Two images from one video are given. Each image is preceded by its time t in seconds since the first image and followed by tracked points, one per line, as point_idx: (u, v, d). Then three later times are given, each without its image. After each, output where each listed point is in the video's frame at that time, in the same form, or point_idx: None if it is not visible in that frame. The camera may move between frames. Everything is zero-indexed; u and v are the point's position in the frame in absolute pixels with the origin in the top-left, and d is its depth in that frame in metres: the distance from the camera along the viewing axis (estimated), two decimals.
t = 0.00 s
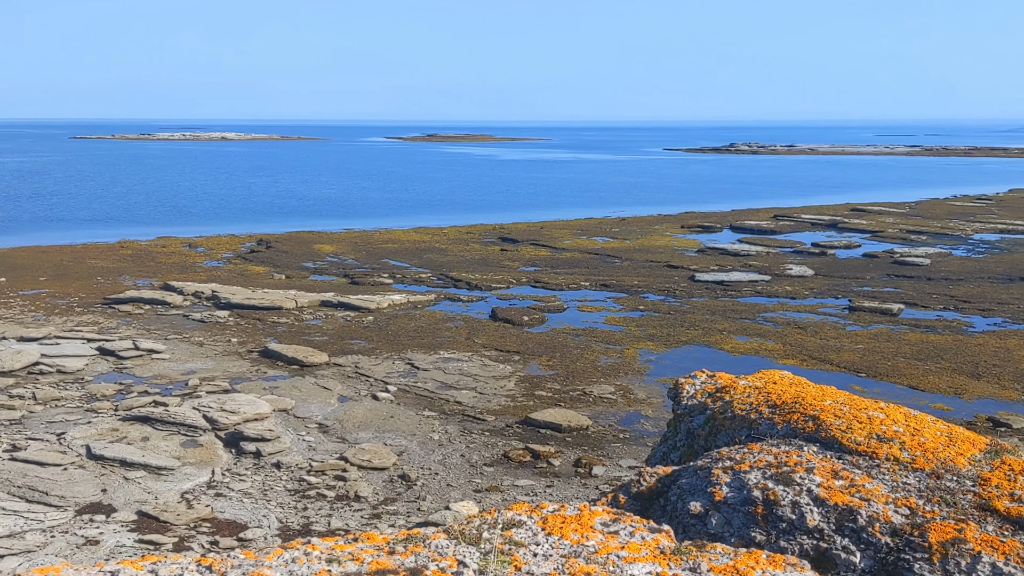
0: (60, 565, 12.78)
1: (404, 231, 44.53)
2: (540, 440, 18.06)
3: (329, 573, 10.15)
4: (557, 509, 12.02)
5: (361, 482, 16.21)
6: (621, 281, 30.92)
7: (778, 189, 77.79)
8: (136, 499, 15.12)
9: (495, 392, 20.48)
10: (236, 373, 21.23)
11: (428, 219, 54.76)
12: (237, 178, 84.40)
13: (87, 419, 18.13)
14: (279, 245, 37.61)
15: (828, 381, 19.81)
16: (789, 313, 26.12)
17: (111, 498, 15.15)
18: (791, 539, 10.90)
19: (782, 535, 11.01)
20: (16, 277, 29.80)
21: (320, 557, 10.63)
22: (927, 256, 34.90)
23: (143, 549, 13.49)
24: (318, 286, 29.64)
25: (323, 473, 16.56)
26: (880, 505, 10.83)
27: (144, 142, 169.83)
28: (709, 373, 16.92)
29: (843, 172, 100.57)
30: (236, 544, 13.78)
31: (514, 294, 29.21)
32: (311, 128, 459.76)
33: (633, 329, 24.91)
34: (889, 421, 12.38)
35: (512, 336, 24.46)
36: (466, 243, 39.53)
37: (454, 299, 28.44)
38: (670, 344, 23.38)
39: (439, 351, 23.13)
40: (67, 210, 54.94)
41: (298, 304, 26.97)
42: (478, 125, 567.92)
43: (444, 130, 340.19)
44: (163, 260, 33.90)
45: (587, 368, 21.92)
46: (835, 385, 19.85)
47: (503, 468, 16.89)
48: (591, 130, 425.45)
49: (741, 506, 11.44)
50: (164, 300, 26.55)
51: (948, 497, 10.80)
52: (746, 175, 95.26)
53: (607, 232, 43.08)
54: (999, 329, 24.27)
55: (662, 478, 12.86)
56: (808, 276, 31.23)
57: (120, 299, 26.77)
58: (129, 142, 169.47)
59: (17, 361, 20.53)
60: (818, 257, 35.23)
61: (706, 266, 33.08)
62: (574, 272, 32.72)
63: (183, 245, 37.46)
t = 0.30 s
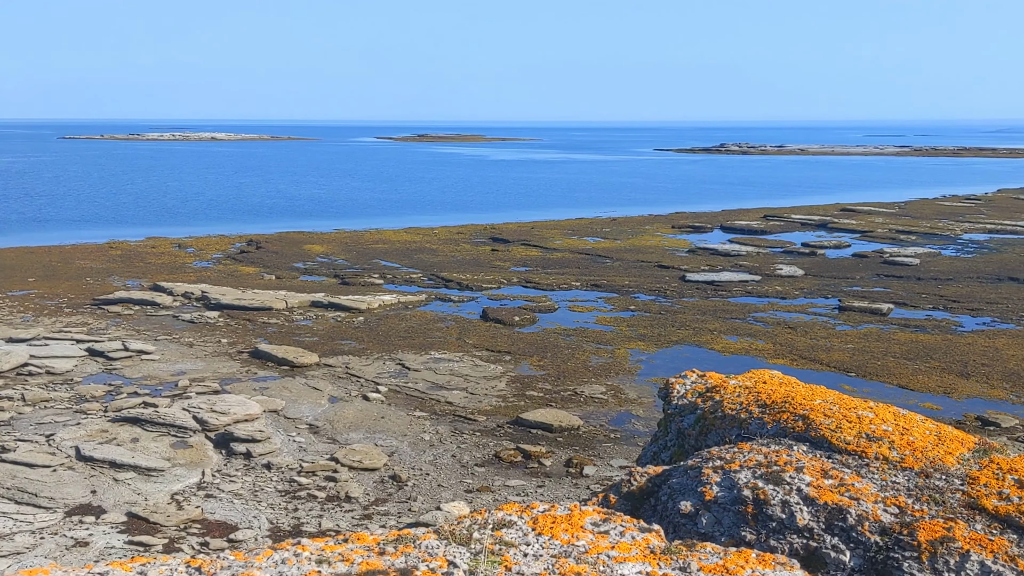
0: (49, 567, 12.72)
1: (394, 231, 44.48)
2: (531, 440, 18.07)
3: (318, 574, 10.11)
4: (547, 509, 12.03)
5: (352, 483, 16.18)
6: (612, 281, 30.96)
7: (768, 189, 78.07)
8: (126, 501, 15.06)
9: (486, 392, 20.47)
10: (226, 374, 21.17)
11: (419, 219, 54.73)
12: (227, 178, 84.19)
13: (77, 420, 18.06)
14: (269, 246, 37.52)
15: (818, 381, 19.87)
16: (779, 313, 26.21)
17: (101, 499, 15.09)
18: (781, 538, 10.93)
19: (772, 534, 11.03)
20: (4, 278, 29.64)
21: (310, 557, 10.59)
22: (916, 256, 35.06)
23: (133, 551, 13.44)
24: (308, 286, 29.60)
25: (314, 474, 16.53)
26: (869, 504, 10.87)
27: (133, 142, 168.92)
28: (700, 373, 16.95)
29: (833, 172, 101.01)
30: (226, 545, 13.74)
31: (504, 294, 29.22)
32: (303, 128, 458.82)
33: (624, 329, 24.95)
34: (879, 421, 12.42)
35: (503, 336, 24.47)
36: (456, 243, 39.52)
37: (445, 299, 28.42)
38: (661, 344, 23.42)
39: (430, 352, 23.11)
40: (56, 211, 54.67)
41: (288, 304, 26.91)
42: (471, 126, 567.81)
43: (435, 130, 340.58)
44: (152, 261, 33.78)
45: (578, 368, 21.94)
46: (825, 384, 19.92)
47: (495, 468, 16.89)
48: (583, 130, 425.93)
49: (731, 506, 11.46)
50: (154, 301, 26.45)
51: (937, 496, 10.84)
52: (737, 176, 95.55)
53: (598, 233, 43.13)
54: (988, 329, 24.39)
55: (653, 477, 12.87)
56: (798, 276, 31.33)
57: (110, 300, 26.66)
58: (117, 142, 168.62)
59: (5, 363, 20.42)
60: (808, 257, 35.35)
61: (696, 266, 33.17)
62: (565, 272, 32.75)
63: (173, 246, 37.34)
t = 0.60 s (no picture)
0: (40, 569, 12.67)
1: (386, 231, 44.45)
2: (523, 441, 18.07)
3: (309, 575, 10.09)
4: (538, 509, 12.03)
5: (344, 484, 16.16)
6: (604, 282, 30.99)
7: (760, 189, 78.26)
8: (117, 502, 15.02)
9: (478, 393, 20.48)
10: (217, 375, 21.13)
11: (411, 219, 54.69)
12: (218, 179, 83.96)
13: (67, 421, 18.00)
14: (260, 246, 37.45)
15: (809, 381, 19.92)
16: (770, 313, 26.27)
17: (92, 501, 15.04)
18: (772, 538, 10.94)
19: (763, 533, 11.04)
20: None
21: (302, 559, 10.57)
22: (907, 256, 35.18)
23: (124, 552, 13.40)
24: (300, 287, 29.56)
25: (305, 474, 16.51)
26: (860, 503, 10.90)
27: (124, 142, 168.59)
28: (692, 373, 16.98)
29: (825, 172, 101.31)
30: (218, 547, 13.71)
31: (497, 294, 29.20)
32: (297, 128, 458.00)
33: (616, 329, 24.98)
34: (869, 420, 12.46)
35: (495, 336, 24.47)
36: (448, 243, 39.51)
37: (437, 300, 28.41)
38: (653, 345, 23.46)
39: (422, 352, 23.11)
40: (46, 211, 54.45)
41: (280, 305, 26.86)
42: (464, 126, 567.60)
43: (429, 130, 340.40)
44: (143, 261, 33.70)
45: (570, 369, 21.96)
46: (816, 384, 19.97)
47: (487, 468, 16.90)
48: (577, 130, 426.11)
49: (722, 506, 11.48)
50: (145, 302, 26.38)
51: (927, 495, 10.87)
52: (730, 176, 95.73)
53: (590, 233, 43.16)
54: (978, 328, 24.47)
55: (645, 477, 12.89)
56: (789, 276, 31.41)
57: (100, 301, 26.58)
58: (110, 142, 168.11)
59: None
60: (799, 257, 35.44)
61: (688, 266, 33.23)
62: (557, 272, 32.77)
63: (164, 247, 37.25)
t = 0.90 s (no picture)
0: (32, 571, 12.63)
1: (380, 232, 44.43)
2: (516, 441, 18.09)
3: None
4: (531, 509, 12.03)
5: (337, 485, 16.15)
6: (597, 282, 31.03)
7: (754, 189, 78.47)
8: (109, 504, 14.98)
9: (472, 393, 20.48)
10: (210, 376, 21.10)
11: (405, 220, 54.68)
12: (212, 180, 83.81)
13: (60, 423, 17.95)
14: (253, 247, 37.41)
15: (802, 380, 19.98)
16: (764, 313, 26.32)
17: (84, 502, 15.01)
18: (765, 537, 10.96)
19: (756, 533, 11.06)
20: None
21: (294, 559, 10.54)
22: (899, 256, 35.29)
23: (116, 554, 13.37)
24: (293, 288, 29.55)
25: (299, 475, 16.49)
26: (853, 503, 10.92)
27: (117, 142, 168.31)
28: (685, 373, 17.00)
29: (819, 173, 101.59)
30: (210, 547, 13.69)
31: (490, 295, 29.20)
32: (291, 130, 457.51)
33: (610, 330, 25.02)
34: (861, 420, 12.50)
35: (489, 337, 24.47)
36: (442, 244, 39.53)
37: (431, 300, 28.41)
38: (646, 345, 23.50)
39: (416, 353, 23.11)
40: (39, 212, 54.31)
41: (273, 306, 26.85)
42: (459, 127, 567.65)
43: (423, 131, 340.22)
44: (136, 262, 33.67)
45: (563, 369, 21.97)
46: (809, 384, 20.03)
47: (481, 469, 16.90)
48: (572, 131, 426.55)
49: (715, 505, 11.50)
50: (138, 303, 26.33)
51: (919, 494, 10.90)
52: (724, 176, 95.92)
53: (584, 233, 43.19)
54: (970, 328, 24.55)
55: (638, 477, 12.90)
56: (782, 276, 31.48)
57: (93, 302, 26.52)
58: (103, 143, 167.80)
59: None
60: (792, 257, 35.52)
61: (681, 266, 33.30)
62: (550, 272, 32.80)
63: (156, 247, 37.19)
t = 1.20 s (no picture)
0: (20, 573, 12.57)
1: (370, 232, 44.38)
2: (507, 441, 18.10)
3: None
4: (520, 509, 12.03)
5: (327, 486, 16.13)
6: (588, 282, 31.06)
7: (744, 189, 78.73)
8: (98, 506, 14.93)
9: (462, 394, 20.48)
10: (199, 377, 21.04)
11: (396, 220, 54.63)
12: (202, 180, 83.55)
13: (48, 424, 17.87)
14: (243, 248, 37.33)
15: (792, 379, 20.04)
16: (753, 313, 26.39)
17: (73, 504, 14.95)
18: (754, 536, 10.98)
19: (745, 532, 11.08)
20: None
21: (282, 560, 10.50)
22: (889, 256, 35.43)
23: (105, 555, 13.32)
24: (283, 288, 29.50)
25: (289, 476, 16.46)
26: (841, 501, 10.95)
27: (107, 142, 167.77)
28: (674, 372, 17.03)
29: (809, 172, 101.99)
30: (200, 549, 13.65)
31: (480, 295, 29.21)
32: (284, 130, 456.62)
33: (600, 330, 25.06)
34: (850, 419, 12.54)
35: (479, 337, 24.48)
36: (433, 244, 39.52)
37: (421, 300, 28.40)
38: (636, 345, 23.54)
39: (406, 353, 23.09)
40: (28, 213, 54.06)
41: (263, 306, 26.80)
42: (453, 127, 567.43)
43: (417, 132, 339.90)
44: (125, 263, 33.56)
45: (554, 369, 21.99)
46: (798, 383, 20.08)
47: (471, 470, 16.89)
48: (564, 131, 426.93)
49: (705, 504, 11.52)
50: (127, 304, 26.24)
51: (907, 492, 10.94)
52: (715, 176, 96.17)
53: (574, 233, 43.23)
54: (958, 328, 24.66)
55: (628, 477, 12.92)
56: (772, 277, 31.57)
57: (81, 303, 26.42)
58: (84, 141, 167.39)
59: None
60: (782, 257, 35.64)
61: (671, 267, 33.36)
62: (541, 273, 32.83)
63: (145, 248, 37.05)
